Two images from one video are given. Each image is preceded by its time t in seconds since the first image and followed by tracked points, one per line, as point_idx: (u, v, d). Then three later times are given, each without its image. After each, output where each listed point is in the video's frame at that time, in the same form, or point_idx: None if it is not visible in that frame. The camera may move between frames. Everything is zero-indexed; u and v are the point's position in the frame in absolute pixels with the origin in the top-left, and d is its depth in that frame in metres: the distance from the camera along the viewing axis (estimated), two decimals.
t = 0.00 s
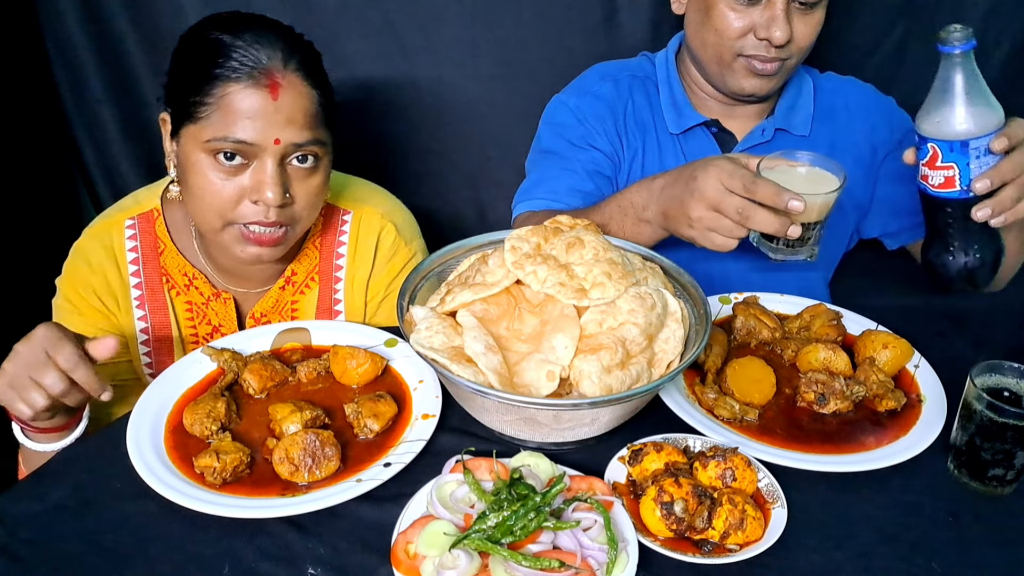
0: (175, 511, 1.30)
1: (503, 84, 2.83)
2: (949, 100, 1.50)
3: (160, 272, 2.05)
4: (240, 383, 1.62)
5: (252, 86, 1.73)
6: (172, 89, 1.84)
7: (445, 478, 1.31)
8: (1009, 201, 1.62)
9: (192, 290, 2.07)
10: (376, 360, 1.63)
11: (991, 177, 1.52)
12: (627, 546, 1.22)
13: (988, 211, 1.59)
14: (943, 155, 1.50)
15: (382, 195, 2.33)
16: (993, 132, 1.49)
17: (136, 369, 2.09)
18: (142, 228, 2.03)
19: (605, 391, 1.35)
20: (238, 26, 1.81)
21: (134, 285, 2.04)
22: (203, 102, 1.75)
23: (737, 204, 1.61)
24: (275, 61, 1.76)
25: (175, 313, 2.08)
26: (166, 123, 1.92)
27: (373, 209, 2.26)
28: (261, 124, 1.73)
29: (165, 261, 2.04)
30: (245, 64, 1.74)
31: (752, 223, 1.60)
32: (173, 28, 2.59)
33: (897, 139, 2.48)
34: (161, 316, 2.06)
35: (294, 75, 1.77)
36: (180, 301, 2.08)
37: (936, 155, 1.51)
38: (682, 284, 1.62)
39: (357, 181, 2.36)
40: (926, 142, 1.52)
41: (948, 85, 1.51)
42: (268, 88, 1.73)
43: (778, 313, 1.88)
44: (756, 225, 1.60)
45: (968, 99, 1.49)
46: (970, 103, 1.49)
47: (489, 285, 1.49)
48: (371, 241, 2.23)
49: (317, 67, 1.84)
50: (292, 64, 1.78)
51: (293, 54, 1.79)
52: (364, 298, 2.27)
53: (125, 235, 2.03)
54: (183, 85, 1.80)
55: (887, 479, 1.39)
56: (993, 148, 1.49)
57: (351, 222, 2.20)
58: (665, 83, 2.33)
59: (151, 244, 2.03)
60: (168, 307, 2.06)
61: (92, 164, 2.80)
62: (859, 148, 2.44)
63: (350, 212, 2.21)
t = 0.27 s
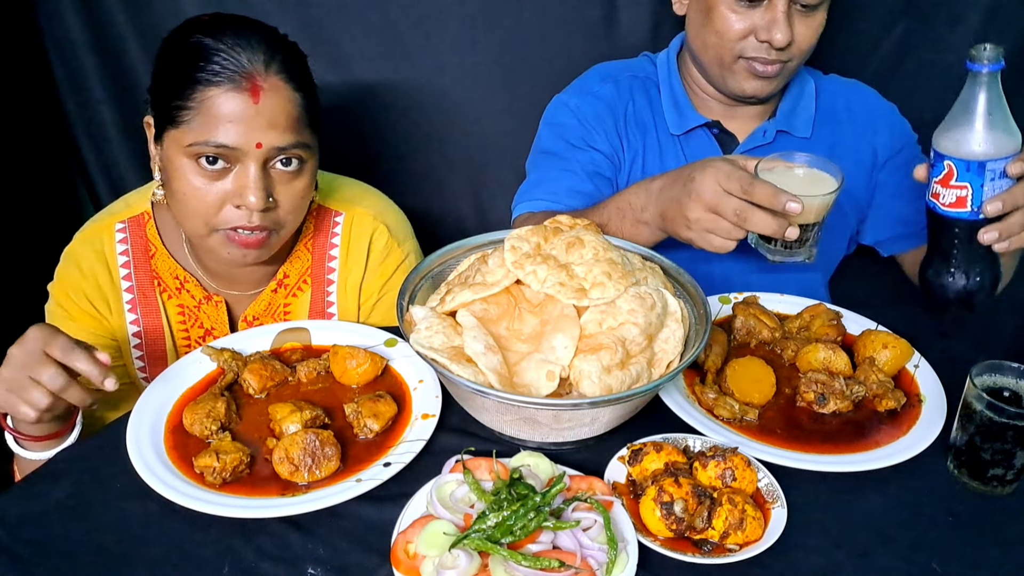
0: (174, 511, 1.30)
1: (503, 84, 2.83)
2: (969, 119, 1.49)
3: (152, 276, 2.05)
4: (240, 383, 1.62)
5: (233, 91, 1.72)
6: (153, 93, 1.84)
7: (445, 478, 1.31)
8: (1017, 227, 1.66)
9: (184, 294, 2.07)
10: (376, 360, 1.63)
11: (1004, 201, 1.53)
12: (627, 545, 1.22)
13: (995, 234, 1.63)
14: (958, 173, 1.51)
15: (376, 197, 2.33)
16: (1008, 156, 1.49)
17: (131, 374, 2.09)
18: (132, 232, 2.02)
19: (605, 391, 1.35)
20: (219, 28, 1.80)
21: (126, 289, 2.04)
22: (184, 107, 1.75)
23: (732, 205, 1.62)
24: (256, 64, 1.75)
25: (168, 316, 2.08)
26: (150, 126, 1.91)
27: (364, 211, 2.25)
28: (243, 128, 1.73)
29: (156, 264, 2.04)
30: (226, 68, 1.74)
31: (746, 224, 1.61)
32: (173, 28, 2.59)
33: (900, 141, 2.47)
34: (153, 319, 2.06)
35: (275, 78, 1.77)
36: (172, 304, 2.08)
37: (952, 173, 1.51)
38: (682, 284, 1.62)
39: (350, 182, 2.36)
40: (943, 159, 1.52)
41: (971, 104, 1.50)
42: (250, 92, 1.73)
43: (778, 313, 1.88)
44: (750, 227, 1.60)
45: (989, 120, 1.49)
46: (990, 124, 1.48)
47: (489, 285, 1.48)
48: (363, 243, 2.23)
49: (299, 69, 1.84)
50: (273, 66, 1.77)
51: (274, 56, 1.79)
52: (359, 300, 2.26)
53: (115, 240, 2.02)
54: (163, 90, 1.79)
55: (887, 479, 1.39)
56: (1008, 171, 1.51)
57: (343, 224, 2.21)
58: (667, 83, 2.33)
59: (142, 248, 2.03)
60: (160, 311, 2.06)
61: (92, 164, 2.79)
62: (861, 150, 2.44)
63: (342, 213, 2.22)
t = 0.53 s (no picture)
0: (174, 511, 1.30)
1: (503, 84, 2.83)
2: (972, 137, 1.50)
3: (154, 275, 2.05)
4: (240, 383, 1.62)
5: (230, 84, 1.73)
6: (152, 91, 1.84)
7: (445, 478, 1.31)
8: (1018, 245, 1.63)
9: (186, 293, 2.07)
10: (376, 360, 1.63)
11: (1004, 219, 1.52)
12: (627, 545, 1.22)
13: (994, 252, 1.61)
14: (960, 190, 1.50)
15: (377, 196, 2.33)
16: (1012, 175, 1.49)
17: (132, 374, 2.04)
18: (134, 231, 2.02)
19: (605, 391, 1.35)
20: (216, 24, 1.81)
21: (128, 288, 2.05)
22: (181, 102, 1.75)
23: (730, 208, 1.62)
24: (252, 57, 1.76)
25: (169, 316, 2.09)
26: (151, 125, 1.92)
27: (367, 211, 2.25)
28: (240, 121, 1.73)
29: (158, 263, 2.04)
30: (222, 61, 1.74)
31: (744, 227, 1.61)
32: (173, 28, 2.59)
33: (903, 146, 2.47)
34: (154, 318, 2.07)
35: (272, 70, 1.77)
36: (173, 303, 2.08)
37: (953, 190, 1.51)
38: (682, 284, 1.62)
39: (353, 182, 2.36)
40: (944, 176, 1.51)
41: (974, 122, 1.51)
42: (246, 85, 1.73)
43: (778, 313, 1.88)
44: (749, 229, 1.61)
45: (991, 139, 1.49)
46: (993, 143, 1.49)
47: (489, 285, 1.48)
48: (365, 242, 2.22)
49: (296, 62, 1.84)
50: (269, 59, 1.78)
51: (270, 49, 1.79)
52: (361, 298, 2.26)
53: (118, 238, 2.02)
54: (162, 86, 1.80)
55: (888, 478, 1.39)
56: (1010, 191, 1.49)
57: (346, 222, 2.21)
58: (668, 85, 2.33)
59: (145, 247, 2.03)
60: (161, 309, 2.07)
61: (92, 164, 2.79)
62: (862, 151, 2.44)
63: (344, 213, 2.22)
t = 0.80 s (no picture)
0: (174, 511, 1.30)
1: (503, 84, 2.83)
2: (976, 145, 1.50)
3: (157, 273, 2.05)
4: (240, 383, 1.62)
5: (234, 80, 1.72)
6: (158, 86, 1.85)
7: (445, 478, 1.31)
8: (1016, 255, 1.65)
9: (188, 291, 2.07)
10: (376, 360, 1.63)
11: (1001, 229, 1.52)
12: (627, 545, 1.22)
13: (993, 262, 1.61)
14: (960, 198, 1.50)
15: (380, 196, 2.33)
16: (1014, 184, 1.49)
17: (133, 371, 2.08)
18: (137, 229, 2.02)
19: (605, 391, 1.35)
20: (223, 22, 1.81)
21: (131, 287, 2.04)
22: (186, 98, 1.75)
23: (728, 211, 1.62)
24: (257, 55, 1.75)
25: (172, 314, 2.08)
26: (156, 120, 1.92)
27: (370, 210, 2.25)
28: (243, 118, 1.73)
29: (161, 261, 2.04)
30: (228, 58, 1.74)
31: (742, 229, 1.61)
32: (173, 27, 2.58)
33: (903, 147, 2.47)
34: (157, 316, 2.06)
35: (277, 68, 1.77)
36: (176, 302, 2.08)
37: (954, 198, 1.51)
38: (682, 284, 1.62)
39: (355, 181, 2.36)
40: (945, 183, 1.51)
41: (978, 130, 1.51)
42: (250, 82, 1.73)
43: (778, 313, 1.88)
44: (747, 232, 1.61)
45: (994, 147, 1.49)
46: (995, 152, 1.49)
47: (489, 285, 1.48)
48: (369, 241, 2.22)
49: (302, 60, 1.84)
50: (275, 57, 1.77)
51: (276, 47, 1.79)
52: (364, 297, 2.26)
53: (120, 237, 2.02)
54: (168, 81, 1.80)
55: (887, 478, 1.39)
56: (1011, 201, 1.50)
57: (350, 221, 2.21)
58: (668, 86, 2.33)
59: (148, 246, 2.03)
60: (164, 308, 2.06)
61: (92, 163, 2.79)
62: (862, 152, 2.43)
63: (348, 212, 2.22)
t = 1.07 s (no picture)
0: (174, 511, 1.30)
1: (503, 83, 2.83)
2: (969, 151, 1.52)
3: (157, 273, 2.05)
4: (240, 383, 1.61)
5: (242, 84, 1.72)
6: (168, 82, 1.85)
7: (445, 478, 1.31)
8: (1006, 263, 1.64)
9: (189, 291, 2.07)
10: (376, 360, 1.63)
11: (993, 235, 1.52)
12: (627, 545, 1.22)
13: (982, 268, 1.61)
14: (952, 205, 1.50)
15: (381, 195, 2.34)
16: (1007, 191, 1.49)
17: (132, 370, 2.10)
18: (137, 229, 2.02)
19: (605, 391, 1.35)
20: (237, 24, 1.82)
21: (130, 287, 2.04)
22: (194, 98, 1.75)
23: (725, 209, 1.62)
24: (268, 60, 1.75)
25: (173, 314, 2.08)
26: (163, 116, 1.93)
27: (373, 209, 2.25)
28: (250, 122, 1.73)
29: (161, 261, 2.04)
30: (238, 61, 1.74)
31: (738, 228, 1.61)
32: (173, 27, 2.58)
33: (903, 149, 2.47)
34: (157, 316, 2.06)
35: (286, 75, 1.77)
36: (176, 302, 2.08)
37: (946, 204, 1.51)
38: (682, 284, 1.62)
39: (357, 180, 2.37)
40: (937, 189, 1.52)
41: (972, 136, 1.52)
42: (259, 87, 1.73)
43: (778, 313, 1.88)
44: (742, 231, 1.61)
45: (987, 154, 1.50)
46: (987, 158, 1.50)
47: (489, 285, 1.48)
48: (371, 240, 2.22)
49: (313, 68, 1.84)
50: (285, 63, 1.77)
51: (287, 53, 1.79)
52: (364, 296, 2.26)
53: (120, 237, 2.02)
54: (177, 80, 1.80)
55: (887, 478, 1.39)
56: (1003, 207, 1.50)
57: (351, 221, 2.21)
58: (667, 87, 2.33)
59: (147, 246, 2.03)
60: (164, 307, 2.06)
61: (92, 163, 2.79)
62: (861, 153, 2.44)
63: (350, 211, 2.21)
